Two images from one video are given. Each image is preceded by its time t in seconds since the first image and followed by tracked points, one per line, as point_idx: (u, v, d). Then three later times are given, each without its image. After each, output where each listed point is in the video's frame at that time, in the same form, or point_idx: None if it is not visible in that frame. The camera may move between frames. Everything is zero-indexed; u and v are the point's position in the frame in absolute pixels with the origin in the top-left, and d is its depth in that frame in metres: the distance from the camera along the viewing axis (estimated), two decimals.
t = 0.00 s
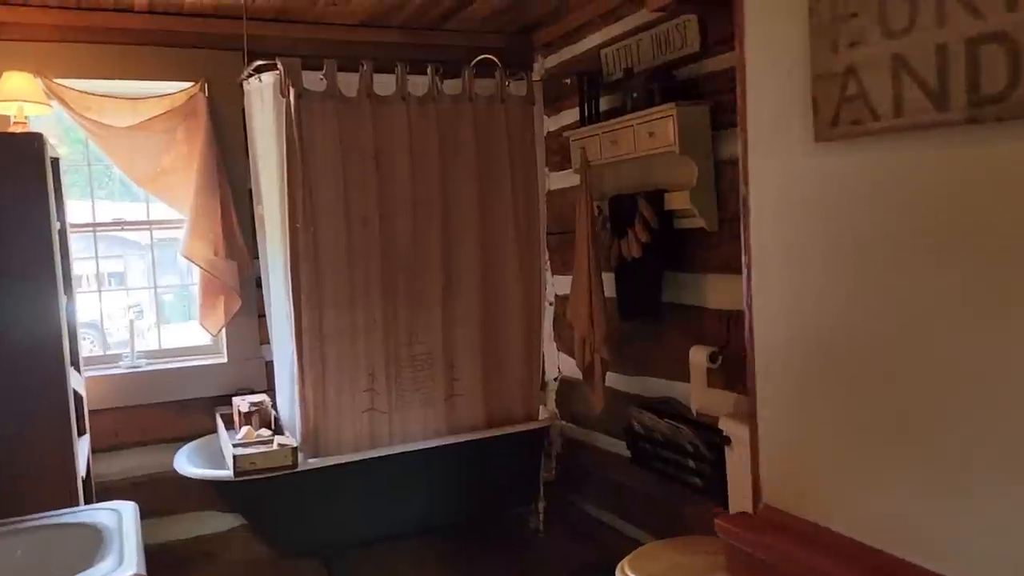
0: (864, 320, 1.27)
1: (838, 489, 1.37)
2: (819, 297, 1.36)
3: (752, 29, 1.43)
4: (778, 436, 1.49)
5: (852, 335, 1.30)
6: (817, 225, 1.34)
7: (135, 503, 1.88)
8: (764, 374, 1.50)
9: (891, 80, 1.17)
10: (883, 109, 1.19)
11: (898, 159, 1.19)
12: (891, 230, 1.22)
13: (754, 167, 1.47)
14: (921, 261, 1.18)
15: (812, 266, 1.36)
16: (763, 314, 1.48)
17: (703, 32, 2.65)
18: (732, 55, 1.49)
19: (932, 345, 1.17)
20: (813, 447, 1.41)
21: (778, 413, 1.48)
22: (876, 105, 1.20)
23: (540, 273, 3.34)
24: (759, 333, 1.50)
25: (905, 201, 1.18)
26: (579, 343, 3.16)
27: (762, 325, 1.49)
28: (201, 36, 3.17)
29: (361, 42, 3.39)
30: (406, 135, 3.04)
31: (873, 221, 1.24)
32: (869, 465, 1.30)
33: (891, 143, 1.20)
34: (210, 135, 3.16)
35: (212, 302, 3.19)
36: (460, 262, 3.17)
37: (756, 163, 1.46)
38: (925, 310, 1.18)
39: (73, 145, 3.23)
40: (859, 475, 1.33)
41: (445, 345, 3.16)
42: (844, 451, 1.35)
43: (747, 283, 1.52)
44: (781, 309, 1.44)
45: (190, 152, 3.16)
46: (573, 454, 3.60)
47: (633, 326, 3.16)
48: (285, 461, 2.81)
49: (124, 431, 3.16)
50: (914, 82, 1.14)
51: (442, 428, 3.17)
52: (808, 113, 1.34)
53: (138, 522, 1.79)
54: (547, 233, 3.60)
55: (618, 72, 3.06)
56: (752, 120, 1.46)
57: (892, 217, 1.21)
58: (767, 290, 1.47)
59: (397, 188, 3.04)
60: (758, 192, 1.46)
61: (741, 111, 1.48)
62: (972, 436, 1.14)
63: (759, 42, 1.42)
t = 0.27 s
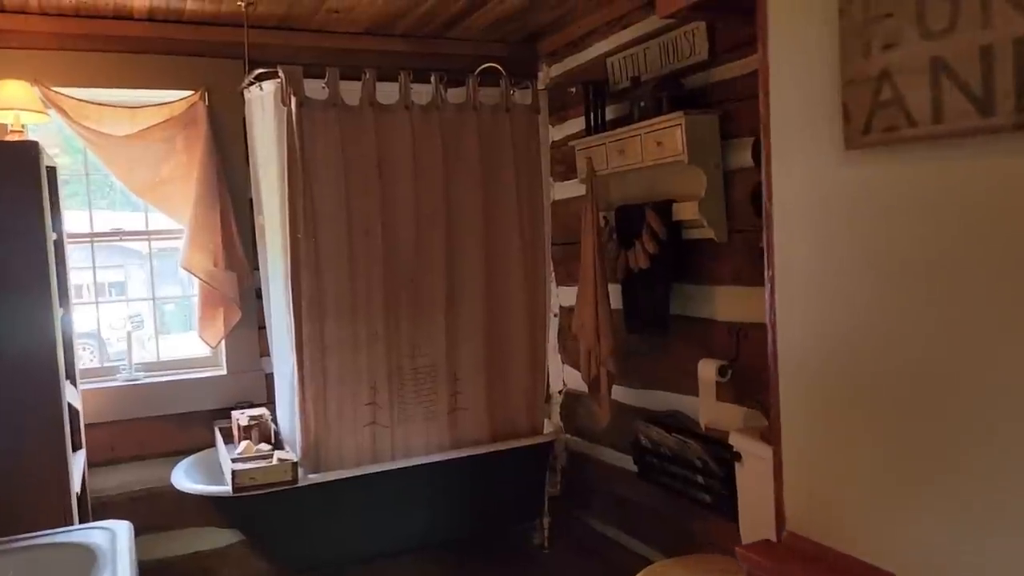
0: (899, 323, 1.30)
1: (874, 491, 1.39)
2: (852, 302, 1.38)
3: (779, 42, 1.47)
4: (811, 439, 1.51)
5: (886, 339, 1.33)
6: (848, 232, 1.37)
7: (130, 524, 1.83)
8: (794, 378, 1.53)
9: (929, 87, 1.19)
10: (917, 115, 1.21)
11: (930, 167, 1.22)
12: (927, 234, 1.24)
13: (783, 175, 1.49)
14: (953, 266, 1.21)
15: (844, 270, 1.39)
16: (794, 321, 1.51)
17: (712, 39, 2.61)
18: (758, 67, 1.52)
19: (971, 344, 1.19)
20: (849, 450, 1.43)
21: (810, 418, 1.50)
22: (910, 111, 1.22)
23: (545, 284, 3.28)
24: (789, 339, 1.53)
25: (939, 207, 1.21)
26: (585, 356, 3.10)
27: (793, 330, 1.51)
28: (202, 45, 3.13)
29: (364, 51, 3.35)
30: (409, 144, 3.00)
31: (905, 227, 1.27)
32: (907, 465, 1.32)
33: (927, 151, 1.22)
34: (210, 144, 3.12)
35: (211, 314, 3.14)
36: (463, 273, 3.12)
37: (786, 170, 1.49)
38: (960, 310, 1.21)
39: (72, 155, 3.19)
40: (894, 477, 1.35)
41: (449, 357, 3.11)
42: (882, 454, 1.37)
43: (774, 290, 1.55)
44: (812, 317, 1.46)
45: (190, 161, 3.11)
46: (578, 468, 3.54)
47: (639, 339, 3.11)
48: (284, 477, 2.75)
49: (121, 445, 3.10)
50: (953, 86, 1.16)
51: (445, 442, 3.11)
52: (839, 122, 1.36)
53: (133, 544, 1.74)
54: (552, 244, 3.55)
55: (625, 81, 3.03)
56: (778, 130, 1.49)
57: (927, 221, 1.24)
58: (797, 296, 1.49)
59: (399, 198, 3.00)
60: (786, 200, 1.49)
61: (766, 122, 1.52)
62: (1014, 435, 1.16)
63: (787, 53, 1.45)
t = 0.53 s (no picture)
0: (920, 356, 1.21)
1: (889, 531, 1.30)
2: (870, 327, 1.29)
3: (798, 50, 1.38)
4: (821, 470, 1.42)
5: (905, 370, 1.23)
6: (866, 252, 1.28)
7: (128, 539, 1.80)
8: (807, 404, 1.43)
9: (958, 100, 1.10)
10: (944, 131, 1.12)
11: (956, 187, 1.13)
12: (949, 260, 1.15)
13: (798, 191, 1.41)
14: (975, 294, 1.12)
15: (862, 292, 1.29)
16: (808, 344, 1.41)
17: (720, 48, 2.59)
18: (774, 76, 1.44)
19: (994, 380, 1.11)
20: (860, 484, 1.34)
21: (822, 447, 1.41)
22: (936, 127, 1.13)
23: (551, 296, 3.25)
24: (802, 363, 1.43)
25: (964, 230, 1.12)
26: (590, 368, 3.07)
27: (807, 355, 1.42)
28: (207, 53, 3.11)
29: (369, 59, 3.33)
30: (414, 154, 2.98)
31: (926, 249, 1.18)
32: (922, 505, 1.23)
33: (952, 170, 1.13)
34: (213, 153, 3.10)
35: (214, 324, 3.12)
36: (468, 284, 3.09)
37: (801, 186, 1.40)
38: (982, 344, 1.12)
39: (75, 164, 3.18)
40: (908, 513, 1.26)
41: (453, 369, 3.08)
42: (895, 490, 1.28)
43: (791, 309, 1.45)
44: (828, 341, 1.37)
45: (194, 170, 3.10)
46: (583, 481, 3.50)
47: (646, 352, 3.08)
48: (286, 490, 2.72)
49: (123, 456, 3.07)
50: (982, 101, 1.07)
51: (449, 455, 3.08)
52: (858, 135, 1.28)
53: (131, 561, 1.71)
54: (558, 254, 3.52)
55: (632, 91, 3.02)
56: (795, 143, 1.41)
57: (951, 246, 1.15)
58: (812, 319, 1.40)
59: (404, 208, 2.97)
60: (803, 216, 1.40)
61: (784, 133, 1.43)
62: None
63: (806, 61, 1.37)
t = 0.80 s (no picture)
0: (939, 368, 1.20)
1: (907, 545, 1.28)
2: (889, 340, 1.28)
3: (813, 62, 1.38)
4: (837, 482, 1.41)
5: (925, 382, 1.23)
6: (883, 264, 1.28)
7: (130, 551, 1.78)
8: (821, 417, 1.42)
9: (980, 114, 1.10)
10: (965, 144, 1.12)
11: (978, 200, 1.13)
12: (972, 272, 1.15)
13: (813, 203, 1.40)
14: (999, 308, 1.12)
15: (879, 305, 1.29)
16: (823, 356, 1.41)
17: (729, 58, 2.58)
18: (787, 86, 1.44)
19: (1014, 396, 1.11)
20: (878, 497, 1.33)
21: (838, 460, 1.39)
22: (957, 139, 1.13)
23: (557, 305, 3.23)
24: (816, 375, 1.42)
25: (987, 246, 1.12)
26: (596, 378, 3.05)
27: (822, 366, 1.41)
28: (214, 60, 3.11)
29: (376, 66, 3.32)
30: (420, 162, 2.96)
31: (947, 262, 1.18)
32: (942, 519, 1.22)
33: (974, 183, 1.13)
34: (219, 161, 3.09)
35: (219, 331, 3.11)
36: (474, 293, 3.08)
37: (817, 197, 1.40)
38: (1004, 357, 1.12)
39: (82, 171, 3.18)
40: (925, 526, 1.25)
41: (459, 378, 3.06)
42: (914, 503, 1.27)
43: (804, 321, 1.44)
44: (843, 353, 1.36)
45: (199, 178, 3.09)
46: (589, 492, 3.47)
47: (652, 362, 3.05)
48: (290, 500, 2.70)
49: (126, 465, 3.06)
50: (1004, 114, 1.07)
51: (453, 465, 3.06)
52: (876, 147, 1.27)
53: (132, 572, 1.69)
54: (564, 263, 3.50)
55: (640, 100, 3.00)
56: (809, 154, 1.40)
57: (973, 259, 1.15)
58: (827, 331, 1.39)
59: (410, 216, 2.96)
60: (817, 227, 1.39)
61: (797, 144, 1.42)
62: None
63: (821, 72, 1.36)
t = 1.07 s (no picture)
0: (950, 394, 1.15)
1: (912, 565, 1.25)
2: (898, 358, 1.23)
3: (821, 71, 1.34)
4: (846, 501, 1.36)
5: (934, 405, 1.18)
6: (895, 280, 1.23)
7: (133, 558, 1.78)
8: (831, 435, 1.37)
9: (989, 126, 1.05)
10: (975, 158, 1.07)
11: (989, 216, 1.09)
12: (986, 294, 1.10)
13: (822, 214, 1.36)
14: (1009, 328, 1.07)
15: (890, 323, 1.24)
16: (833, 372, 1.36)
17: (736, 65, 2.57)
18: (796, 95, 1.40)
19: None
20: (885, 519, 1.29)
21: (847, 479, 1.35)
22: (967, 153, 1.08)
23: (563, 313, 3.22)
24: (825, 391, 1.38)
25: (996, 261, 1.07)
26: (602, 386, 3.03)
27: (831, 384, 1.37)
28: (221, 67, 3.11)
29: (383, 74, 3.32)
30: (426, 168, 2.96)
31: (956, 278, 1.13)
32: (951, 544, 1.18)
33: (987, 198, 1.08)
34: (226, 167, 3.10)
35: (225, 337, 3.11)
36: (480, 299, 3.07)
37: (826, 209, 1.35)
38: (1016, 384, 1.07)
39: (90, 176, 3.19)
40: (931, 551, 1.20)
41: (464, 386, 3.05)
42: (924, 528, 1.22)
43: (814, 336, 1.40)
44: (852, 372, 1.32)
45: (207, 184, 3.10)
46: (595, 500, 3.46)
47: (659, 369, 3.04)
48: (295, 507, 2.69)
49: (132, 470, 3.06)
50: (1015, 126, 1.01)
51: (459, 472, 3.05)
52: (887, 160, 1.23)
53: None
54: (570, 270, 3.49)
55: (647, 106, 3.00)
56: (818, 166, 1.36)
57: (981, 275, 1.10)
58: (837, 348, 1.35)
59: (416, 223, 2.96)
60: (826, 241, 1.35)
61: (806, 156, 1.38)
62: None
63: (830, 82, 1.32)
